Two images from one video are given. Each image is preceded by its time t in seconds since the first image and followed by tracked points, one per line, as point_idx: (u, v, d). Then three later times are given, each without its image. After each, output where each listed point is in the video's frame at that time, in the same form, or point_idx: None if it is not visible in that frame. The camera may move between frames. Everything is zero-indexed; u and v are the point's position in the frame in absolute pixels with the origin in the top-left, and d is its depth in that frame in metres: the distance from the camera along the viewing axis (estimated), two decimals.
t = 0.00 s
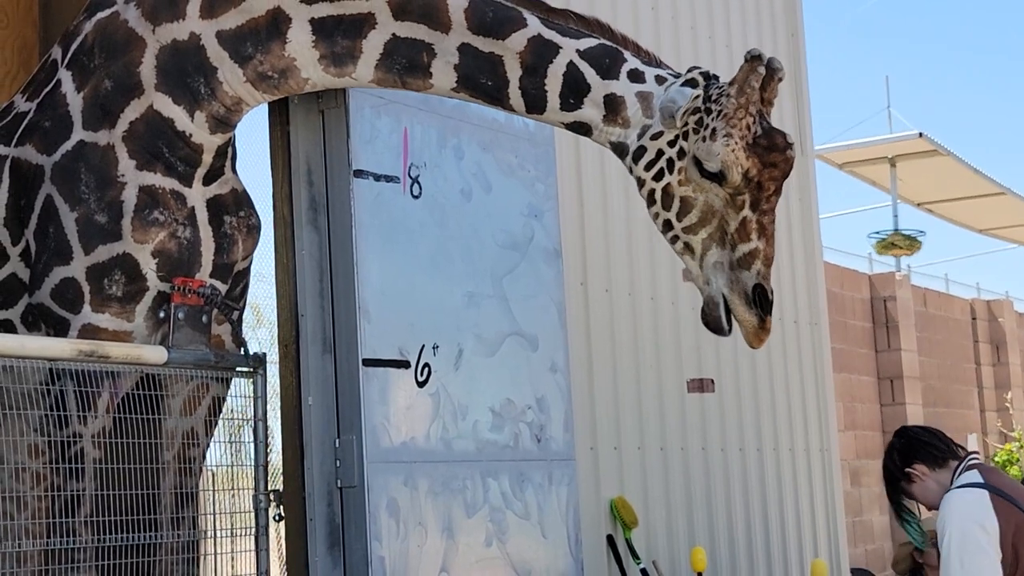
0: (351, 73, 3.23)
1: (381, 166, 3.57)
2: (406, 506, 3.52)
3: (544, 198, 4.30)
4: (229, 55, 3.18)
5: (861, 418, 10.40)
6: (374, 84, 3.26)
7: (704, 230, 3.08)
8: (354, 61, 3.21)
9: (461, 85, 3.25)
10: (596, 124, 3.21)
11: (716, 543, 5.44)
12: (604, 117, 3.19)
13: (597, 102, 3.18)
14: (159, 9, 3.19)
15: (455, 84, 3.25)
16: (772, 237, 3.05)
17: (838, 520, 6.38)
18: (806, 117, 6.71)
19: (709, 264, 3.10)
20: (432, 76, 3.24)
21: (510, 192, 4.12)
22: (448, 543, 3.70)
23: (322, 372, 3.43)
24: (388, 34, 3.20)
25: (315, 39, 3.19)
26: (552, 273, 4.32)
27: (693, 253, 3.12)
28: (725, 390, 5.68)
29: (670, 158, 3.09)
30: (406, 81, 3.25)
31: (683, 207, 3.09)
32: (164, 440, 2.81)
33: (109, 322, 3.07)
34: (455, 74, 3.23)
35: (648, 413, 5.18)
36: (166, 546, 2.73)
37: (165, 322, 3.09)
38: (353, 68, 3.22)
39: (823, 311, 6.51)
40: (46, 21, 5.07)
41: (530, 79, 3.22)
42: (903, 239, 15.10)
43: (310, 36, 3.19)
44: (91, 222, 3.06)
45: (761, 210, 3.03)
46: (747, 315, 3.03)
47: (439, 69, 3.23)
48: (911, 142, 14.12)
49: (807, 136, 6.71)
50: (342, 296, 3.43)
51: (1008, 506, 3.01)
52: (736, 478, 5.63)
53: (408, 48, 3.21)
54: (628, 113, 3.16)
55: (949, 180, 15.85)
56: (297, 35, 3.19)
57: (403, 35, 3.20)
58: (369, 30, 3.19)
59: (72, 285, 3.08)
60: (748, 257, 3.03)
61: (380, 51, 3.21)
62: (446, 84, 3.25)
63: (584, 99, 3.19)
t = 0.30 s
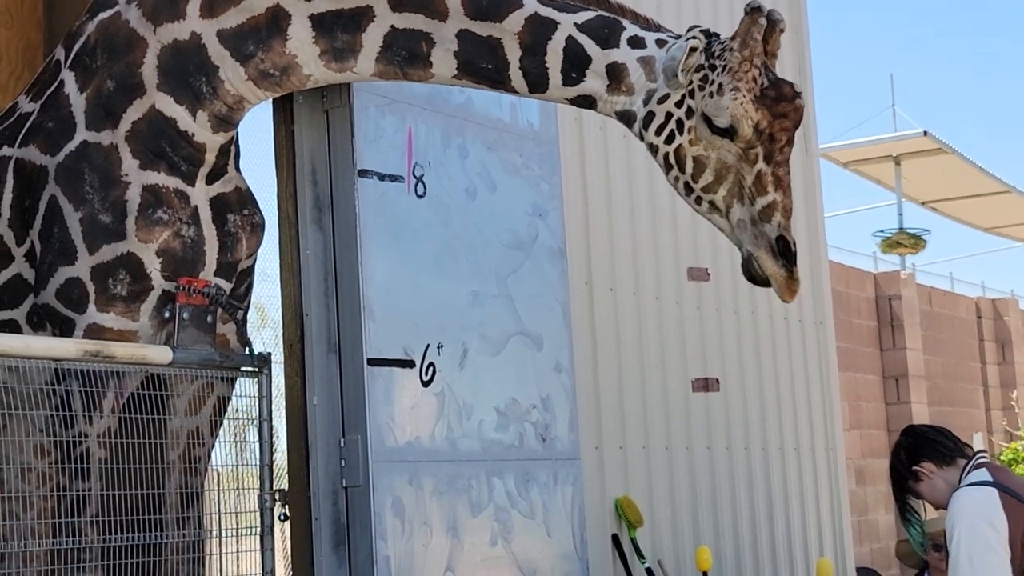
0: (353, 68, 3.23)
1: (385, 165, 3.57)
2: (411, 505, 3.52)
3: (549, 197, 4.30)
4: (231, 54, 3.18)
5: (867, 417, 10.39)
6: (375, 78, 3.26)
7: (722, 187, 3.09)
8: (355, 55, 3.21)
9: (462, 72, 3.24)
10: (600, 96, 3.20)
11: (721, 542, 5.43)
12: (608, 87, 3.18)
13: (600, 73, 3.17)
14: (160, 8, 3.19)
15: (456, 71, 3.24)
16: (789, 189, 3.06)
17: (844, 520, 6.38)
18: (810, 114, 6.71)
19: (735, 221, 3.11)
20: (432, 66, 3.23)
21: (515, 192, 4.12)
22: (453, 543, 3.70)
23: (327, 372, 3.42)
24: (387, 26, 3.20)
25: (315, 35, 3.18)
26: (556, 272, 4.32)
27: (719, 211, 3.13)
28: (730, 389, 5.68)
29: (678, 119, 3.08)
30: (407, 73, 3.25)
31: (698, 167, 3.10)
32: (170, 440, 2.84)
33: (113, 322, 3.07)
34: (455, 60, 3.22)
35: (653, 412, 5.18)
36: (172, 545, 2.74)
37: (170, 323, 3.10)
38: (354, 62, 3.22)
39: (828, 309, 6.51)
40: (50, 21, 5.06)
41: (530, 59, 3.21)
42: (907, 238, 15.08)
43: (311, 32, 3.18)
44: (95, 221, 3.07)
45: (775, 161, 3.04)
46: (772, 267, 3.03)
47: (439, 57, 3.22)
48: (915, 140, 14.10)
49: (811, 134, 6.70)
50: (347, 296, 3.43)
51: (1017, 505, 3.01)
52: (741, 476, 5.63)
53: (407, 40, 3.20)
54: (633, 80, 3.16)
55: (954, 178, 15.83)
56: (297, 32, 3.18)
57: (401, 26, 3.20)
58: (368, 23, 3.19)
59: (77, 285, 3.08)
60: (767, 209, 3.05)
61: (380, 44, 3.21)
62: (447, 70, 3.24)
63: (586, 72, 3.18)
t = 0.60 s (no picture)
0: (352, 55, 3.15)
1: (390, 164, 3.57)
2: (415, 504, 3.52)
3: (553, 196, 4.30)
4: (229, 49, 3.16)
5: (871, 415, 10.38)
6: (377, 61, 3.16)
7: (709, 115, 3.04)
8: (354, 42, 3.12)
9: (461, 42, 3.12)
10: (593, 33, 3.07)
11: (727, 540, 5.43)
12: (601, 21, 3.06)
13: (591, 12, 3.03)
14: (158, 7, 3.19)
15: (454, 41, 3.11)
16: (777, 116, 3.01)
17: (848, 517, 6.40)
18: (815, 111, 6.71)
19: (721, 150, 3.06)
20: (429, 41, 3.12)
21: (519, 191, 4.12)
22: (458, 542, 3.70)
23: (331, 371, 3.39)
24: (381, 7, 3.10)
25: (313, 25, 3.12)
26: (561, 271, 4.32)
27: (703, 141, 3.07)
28: (735, 388, 5.68)
29: (667, 43, 3.01)
30: (407, 51, 3.14)
31: (685, 94, 3.05)
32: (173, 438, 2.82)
33: (115, 320, 3.06)
34: (451, 31, 3.09)
35: (657, 411, 5.18)
36: (176, 544, 2.74)
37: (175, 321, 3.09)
38: (353, 48, 3.14)
39: (832, 309, 6.52)
40: (53, 21, 5.05)
41: (523, 13, 3.05)
42: (911, 236, 15.07)
43: (307, 23, 3.12)
44: (95, 219, 3.07)
45: (763, 88, 3.00)
46: (758, 196, 3.00)
47: (437, 32, 3.10)
48: (919, 139, 14.10)
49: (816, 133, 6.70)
50: (352, 296, 3.43)
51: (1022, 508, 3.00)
52: (746, 475, 5.63)
53: (402, 18, 3.09)
54: (623, 12, 3.04)
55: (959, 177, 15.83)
56: (295, 23, 3.12)
57: (394, 5, 3.09)
58: (363, 8, 3.10)
59: (78, 284, 3.08)
60: (755, 136, 2.99)
61: (377, 26, 3.11)
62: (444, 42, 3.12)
63: (579, 15, 3.03)
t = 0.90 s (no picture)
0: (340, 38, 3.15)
1: (394, 170, 3.60)
2: (420, 507, 3.54)
3: (556, 201, 4.33)
4: (223, 47, 3.18)
5: (872, 418, 10.41)
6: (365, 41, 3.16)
7: (674, 46, 3.00)
8: (340, 25, 3.12)
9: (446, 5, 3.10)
10: None
11: (729, 543, 5.46)
12: None
13: None
14: (153, 11, 3.24)
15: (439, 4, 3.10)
16: (746, 52, 2.99)
17: (849, 520, 6.43)
18: (815, 116, 6.75)
19: (677, 85, 3.00)
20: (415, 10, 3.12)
21: (522, 195, 4.15)
22: (462, 544, 3.72)
23: (336, 375, 3.42)
24: None
25: (302, 14, 3.12)
26: (564, 274, 4.34)
27: (662, 73, 3.03)
28: (737, 393, 5.71)
29: None
30: (394, 25, 3.13)
31: (654, 22, 3.01)
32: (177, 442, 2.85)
33: (118, 322, 3.07)
34: None
35: (660, 414, 5.20)
36: (180, 548, 2.76)
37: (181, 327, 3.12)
38: (342, 32, 3.14)
39: (833, 312, 6.56)
40: (60, 26, 5.11)
41: None
42: (912, 239, 15.10)
43: (296, 12, 3.12)
44: (97, 222, 3.11)
45: (736, 22, 3.00)
46: (714, 132, 2.90)
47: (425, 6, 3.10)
48: (920, 144, 14.12)
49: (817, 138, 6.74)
50: (356, 301, 3.45)
51: None
52: (748, 479, 5.65)
53: None
54: None
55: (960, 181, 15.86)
56: (284, 14, 3.13)
57: None
58: None
59: (81, 286, 3.11)
60: (721, 69, 2.96)
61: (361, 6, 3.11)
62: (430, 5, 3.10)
63: None
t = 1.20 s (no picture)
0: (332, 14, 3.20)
1: (397, 170, 3.60)
2: (423, 508, 3.54)
3: (558, 202, 4.33)
4: (212, 40, 3.32)
5: (875, 417, 10.40)
6: (359, 12, 3.21)
7: None
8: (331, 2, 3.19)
9: None
10: None
11: (732, 543, 5.46)
12: None
13: None
14: (144, 9, 3.40)
15: None
16: None
17: (853, 521, 6.43)
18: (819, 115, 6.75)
19: None
20: None
21: (524, 195, 4.15)
22: (465, 545, 3.71)
23: (339, 375, 3.43)
24: None
25: None
26: (567, 274, 4.33)
27: None
28: (740, 393, 5.70)
29: None
30: None
31: None
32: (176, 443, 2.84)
33: (115, 322, 3.26)
34: None
35: (663, 414, 5.20)
36: (183, 548, 2.75)
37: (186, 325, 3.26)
38: (333, 10, 3.20)
39: (837, 313, 6.57)
40: (63, 28, 5.09)
41: None
42: (914, 239, 15.09)
43: None
44: (91, 220, 3.30)
45: None
46: None
47: None
48: (923, 145, 14.11)
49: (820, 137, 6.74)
50: (360, 301, 3.45)
51: (1016, 520, 3.19)
52: (752, 480, 5.65)
53: None
54: None
55: (964, 181, 15.84)
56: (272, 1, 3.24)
57: None
58: None
59: (77, 287, 3.30)
60: None
61: None
62: None
63: None
